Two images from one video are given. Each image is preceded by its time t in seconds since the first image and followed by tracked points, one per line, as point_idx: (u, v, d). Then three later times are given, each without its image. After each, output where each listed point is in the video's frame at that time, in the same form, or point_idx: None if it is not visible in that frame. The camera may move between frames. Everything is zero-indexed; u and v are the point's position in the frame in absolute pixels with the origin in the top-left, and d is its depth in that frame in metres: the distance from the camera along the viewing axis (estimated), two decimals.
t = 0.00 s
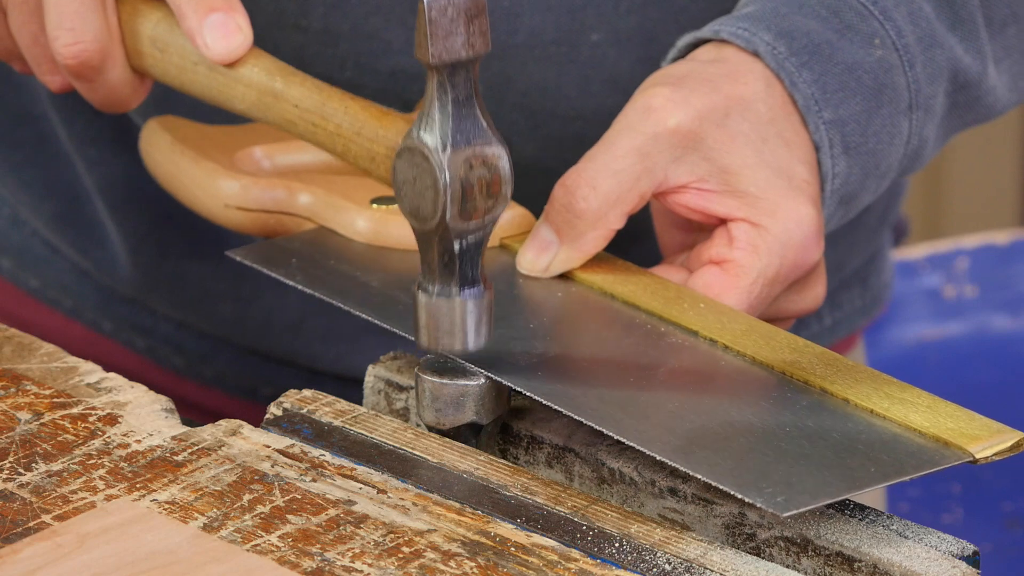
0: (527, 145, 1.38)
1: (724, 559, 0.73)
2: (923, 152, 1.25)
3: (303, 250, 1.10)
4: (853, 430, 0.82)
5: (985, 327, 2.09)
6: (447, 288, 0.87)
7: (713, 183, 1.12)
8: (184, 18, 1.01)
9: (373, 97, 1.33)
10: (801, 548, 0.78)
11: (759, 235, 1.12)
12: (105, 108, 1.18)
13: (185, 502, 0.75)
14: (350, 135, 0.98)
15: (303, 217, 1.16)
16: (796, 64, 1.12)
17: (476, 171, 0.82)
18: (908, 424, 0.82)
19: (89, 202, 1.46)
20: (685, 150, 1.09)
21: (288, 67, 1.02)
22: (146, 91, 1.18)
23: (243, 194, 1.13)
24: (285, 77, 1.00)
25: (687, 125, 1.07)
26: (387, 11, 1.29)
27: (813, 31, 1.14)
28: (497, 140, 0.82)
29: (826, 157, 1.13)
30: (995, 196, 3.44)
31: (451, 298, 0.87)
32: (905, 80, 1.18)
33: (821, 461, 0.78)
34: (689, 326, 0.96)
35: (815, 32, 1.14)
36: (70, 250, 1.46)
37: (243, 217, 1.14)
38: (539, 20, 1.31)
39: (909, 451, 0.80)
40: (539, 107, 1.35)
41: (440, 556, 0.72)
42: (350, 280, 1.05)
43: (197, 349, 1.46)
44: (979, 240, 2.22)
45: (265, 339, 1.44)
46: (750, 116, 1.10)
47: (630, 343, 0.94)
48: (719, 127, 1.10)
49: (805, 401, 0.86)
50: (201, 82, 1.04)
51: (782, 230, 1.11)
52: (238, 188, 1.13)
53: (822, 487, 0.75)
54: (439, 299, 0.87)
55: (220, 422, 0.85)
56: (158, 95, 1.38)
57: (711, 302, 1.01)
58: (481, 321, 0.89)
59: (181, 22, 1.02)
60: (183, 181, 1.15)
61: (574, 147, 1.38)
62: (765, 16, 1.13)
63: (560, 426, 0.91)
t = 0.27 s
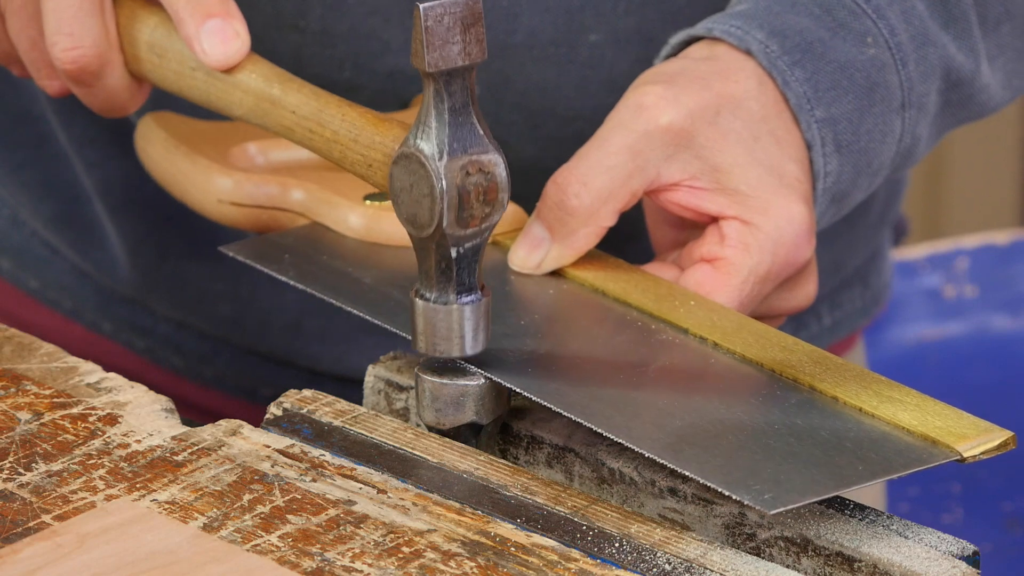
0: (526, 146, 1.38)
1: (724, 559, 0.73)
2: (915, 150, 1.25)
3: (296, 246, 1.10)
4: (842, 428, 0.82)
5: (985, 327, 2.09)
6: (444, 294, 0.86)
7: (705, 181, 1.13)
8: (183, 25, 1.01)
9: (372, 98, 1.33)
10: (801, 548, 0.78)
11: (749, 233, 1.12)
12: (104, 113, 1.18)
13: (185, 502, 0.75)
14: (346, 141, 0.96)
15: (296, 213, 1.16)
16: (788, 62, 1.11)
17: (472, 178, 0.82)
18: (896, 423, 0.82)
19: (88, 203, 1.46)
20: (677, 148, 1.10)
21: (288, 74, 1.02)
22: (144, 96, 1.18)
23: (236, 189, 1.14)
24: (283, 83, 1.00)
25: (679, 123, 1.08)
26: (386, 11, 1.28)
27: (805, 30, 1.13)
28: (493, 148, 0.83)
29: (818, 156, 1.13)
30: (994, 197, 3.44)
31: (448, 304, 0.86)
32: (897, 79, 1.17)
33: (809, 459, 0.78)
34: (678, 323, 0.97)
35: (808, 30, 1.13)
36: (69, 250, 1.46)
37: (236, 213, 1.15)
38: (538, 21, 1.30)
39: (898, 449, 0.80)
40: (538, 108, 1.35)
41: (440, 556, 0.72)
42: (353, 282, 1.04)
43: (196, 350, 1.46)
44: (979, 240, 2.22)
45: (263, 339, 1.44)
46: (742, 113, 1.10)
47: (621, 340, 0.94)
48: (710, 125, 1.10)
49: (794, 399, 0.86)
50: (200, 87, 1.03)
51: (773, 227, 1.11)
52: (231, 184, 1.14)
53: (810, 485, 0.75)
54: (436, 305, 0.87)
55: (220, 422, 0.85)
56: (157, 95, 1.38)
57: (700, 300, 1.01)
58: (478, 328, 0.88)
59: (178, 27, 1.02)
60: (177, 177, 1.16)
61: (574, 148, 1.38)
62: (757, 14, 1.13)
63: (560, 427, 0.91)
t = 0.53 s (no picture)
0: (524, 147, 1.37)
1: (725, 559, 0.73)
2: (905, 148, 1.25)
3: (287, 242, 1.11)
4: (837, 425, 0.82)
5: (985, 327, 2.09)
6: (451, 302, 0.87)
7: (696, 177, 1.12)
8: (186, 30, 1.01)
9: (370, 98, 1.33)
10: (801, 548, 0.78)
11: (741, 229, 1.11)
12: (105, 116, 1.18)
13: (185, 502, 0.75)
14: (353, 147, 0.96)
15: (287, 208, 1.16)
16: (780, 58, 1.11)
17: (480, 187, 0.82)
18: (890, 419, 0.83)
19: (86, 204, 1.46)
20: (668, 143, 1.09)
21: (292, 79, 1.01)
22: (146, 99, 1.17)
23: (227, 184, 1.13)
24: (287, 89, 1.00)
25: (670, 119, 1.07)
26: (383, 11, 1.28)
27: (797, 26, 1.13)
28: (501, 156, 0.83)
29: (809, 152, 1.13)
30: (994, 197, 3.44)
31: (455, 312, 0.87)
32: (888, 75, 1.17)
33: (804, 454, 0.78)
34: (670, 319, 0.97)
35: (799, 27, 1.13)
36: (68, 251, 1.46)
37: (226, 208, 1.15)
38: (536, 21, 1.30)
39: (891, 445, 0.80)
40: (536, 108, 1.35)
41: (440, 556, 0.72)
42: (353, 284, 1.03)
43: (194, 351, 1.46)
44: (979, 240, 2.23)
45: (261, 342, 1.42)
46: (733, 109, 1.10)
47: (615, 337, 0.95)
48: (702, 121, 1.10)
49: (788, 395, 0.87)
50: (204, 92, 1.03)
51: (764, 222, 1.11)
52: (222, 180, 1.13)
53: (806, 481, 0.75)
54: (443, 313, 0.87)
55: (220, 422, 0.85)
56: (155, 95, 1.38)
57: (693, 296, 1.01)
58: (485, 334, 0.88)
59: (183, 32, 1.02)
60: (165, 172, 1.15)
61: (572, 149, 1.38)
62: (748, 10, 1.13)
63: (560, 427, 0.91)
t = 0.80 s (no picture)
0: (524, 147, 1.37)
1: (724, 559, 0.73)
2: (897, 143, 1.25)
3: (279, 238, 1.11)
4: (832, 421, 0.83)
5: (985, 327, 2.10)
6: (452, 306, 0.87)
7: (689, 172, 1.11)
8: (188, 31, 1.01)
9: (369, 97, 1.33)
10: (801, 548, 0.78)
11: (733, 224, 1.11)
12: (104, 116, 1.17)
13: (185, 502, 0.75)
14: (355, 151, 0.96)
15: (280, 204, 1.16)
16: (772, 54, 1.12)
17: (481, 191, 0.82)
18: (885, 413, 0.83)
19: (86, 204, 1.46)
20: (660, 138, 1.09)
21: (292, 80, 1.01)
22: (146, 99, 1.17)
23: (218, 179, 1.14)
24: (287, 90, 1.00)
25: (662, 114, 1.07)
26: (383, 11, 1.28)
27: (789, 22, 1.13)
28: (503, 161, 0.83)
29: (800, 147, 1.13)
30: (995, 196, 3.44)
31: (456, 316, 0.87)
32: (880, 71, 1.17)
33: (800, 450, 0.79)
34: (664, 314, 0.97)
35: (791, 22, 1.13)
36: (68, 251, 1.46)
37: (219, 204, 1.16)
38: (536, 21, 1.30)
39: (888, 440, 0.80)
40: (536, 108, 1.34)
41: (440, 556, 0.72)
42: (353, 284, 1.03)
43: (194, 351, 1.46)
44: (979, 240, 2.23)
45: (261, 341, 1.42)
46: (725, 104, 1.10)
47: (609, 332, 0.95)
48: (693, 116, 1.10)
49: (782, 389, 0.87)
50: (205, 94, 1.03)
51: (757, 217, 1.11)
52: (213, 176, 1.14)
53: (802, 477, 0.75)
54: (443, 317, 0.87)
55: (220, 422, 0.85)
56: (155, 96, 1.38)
57: (687, 290, 1.01)
58: (485, 338, 0.88)
59: (184, 33, 1.02)
60: (157, 169, 1.16)
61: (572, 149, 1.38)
62: (740, 6, 1.14)
63: (560, 427, 0.91)
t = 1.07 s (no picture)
0: (524, 147, 1.37)
1: (724, 559, 0.73)
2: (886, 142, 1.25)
3: (271, 239, 1.11)
4: (820, 413, 0.84)
5: (985, 327, 2.09)
6: (441, 309, 0.87)
7: (678, 170, 1.12)
8: (182, 30, 1.01)
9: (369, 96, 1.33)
10: (801, 548, 0.78)
11: (723, 221, 1.11)
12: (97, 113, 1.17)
13: (185, 502, 0.75)
14: (346, 152, 0.96)
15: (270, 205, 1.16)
16: (761, 53, 1.11)
17: (471, 195, 0.82)
18: (874, 406, 0.84)
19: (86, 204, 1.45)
20: (649, 137, 1.09)
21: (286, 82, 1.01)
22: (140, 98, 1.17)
23: (210, 181, 1.15)
24: (280, 91, 1.00)
25: (652, 113, 1.07)
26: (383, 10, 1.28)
27: (779, 22, 1.13)
28: (493, 165, 0.83)
29: (789, 147, 1.13)
30: (995, 196, 3.44)
31: (445, 319, 0.87)
32: (871, 71, 1.17)
33: (789, 442, 0.80)
34: (654, 310, 0.98)
35: (781, 22, 1.13)
36: (68, 251, 1.46)
37: (211, 205, 1.16)
38: (535, 21, 1.30)
39: (877, 432, 0.81)
40: (536, 108, 1.34)
41: (440, 556, 0.72)
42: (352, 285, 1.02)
43: (194, 352, 1.46)
44: (980, 240, 2.23)
45: (261, 341, 1.42)
46: (714, 103, 1.10)
47: (600, 327, 0.96)
48: (683, 115, 1.10)
49: (771, 383, 0.88)
50: (196, 93, 1.03)
51: (747, 215, 1.11)
52: (206, 176, 1.15)
53: (790, 470, 0.76)
54: (433, 319, 0.87)
55: (220, 422, 0.85)
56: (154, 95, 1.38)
57: (676, 287, 1.03)
58: (476, 340, 0.88)
59: (177, 32, 1.02)
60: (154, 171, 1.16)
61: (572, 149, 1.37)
62: (730, 6, 1.14)
63: (560, 427, 0.91)
